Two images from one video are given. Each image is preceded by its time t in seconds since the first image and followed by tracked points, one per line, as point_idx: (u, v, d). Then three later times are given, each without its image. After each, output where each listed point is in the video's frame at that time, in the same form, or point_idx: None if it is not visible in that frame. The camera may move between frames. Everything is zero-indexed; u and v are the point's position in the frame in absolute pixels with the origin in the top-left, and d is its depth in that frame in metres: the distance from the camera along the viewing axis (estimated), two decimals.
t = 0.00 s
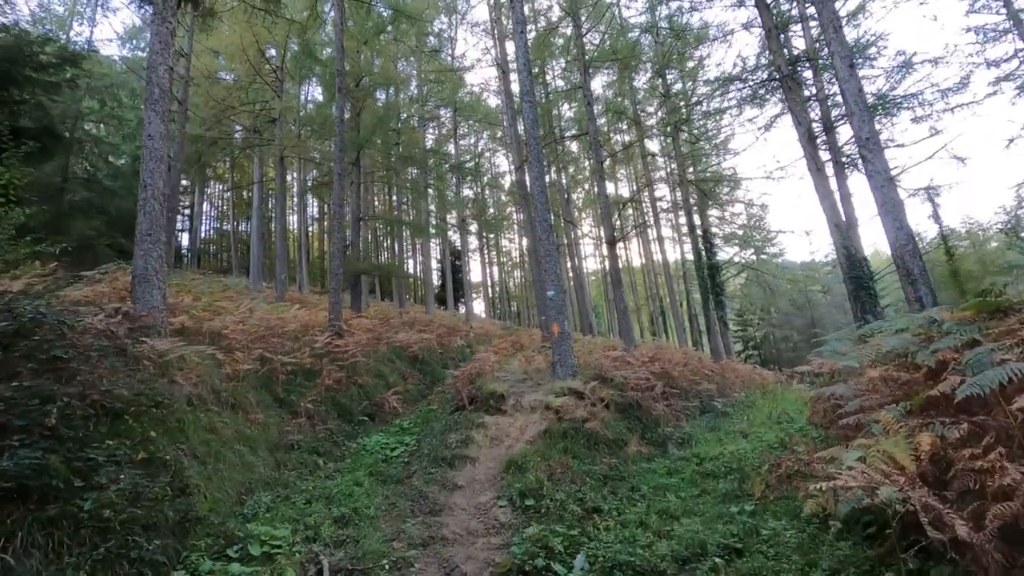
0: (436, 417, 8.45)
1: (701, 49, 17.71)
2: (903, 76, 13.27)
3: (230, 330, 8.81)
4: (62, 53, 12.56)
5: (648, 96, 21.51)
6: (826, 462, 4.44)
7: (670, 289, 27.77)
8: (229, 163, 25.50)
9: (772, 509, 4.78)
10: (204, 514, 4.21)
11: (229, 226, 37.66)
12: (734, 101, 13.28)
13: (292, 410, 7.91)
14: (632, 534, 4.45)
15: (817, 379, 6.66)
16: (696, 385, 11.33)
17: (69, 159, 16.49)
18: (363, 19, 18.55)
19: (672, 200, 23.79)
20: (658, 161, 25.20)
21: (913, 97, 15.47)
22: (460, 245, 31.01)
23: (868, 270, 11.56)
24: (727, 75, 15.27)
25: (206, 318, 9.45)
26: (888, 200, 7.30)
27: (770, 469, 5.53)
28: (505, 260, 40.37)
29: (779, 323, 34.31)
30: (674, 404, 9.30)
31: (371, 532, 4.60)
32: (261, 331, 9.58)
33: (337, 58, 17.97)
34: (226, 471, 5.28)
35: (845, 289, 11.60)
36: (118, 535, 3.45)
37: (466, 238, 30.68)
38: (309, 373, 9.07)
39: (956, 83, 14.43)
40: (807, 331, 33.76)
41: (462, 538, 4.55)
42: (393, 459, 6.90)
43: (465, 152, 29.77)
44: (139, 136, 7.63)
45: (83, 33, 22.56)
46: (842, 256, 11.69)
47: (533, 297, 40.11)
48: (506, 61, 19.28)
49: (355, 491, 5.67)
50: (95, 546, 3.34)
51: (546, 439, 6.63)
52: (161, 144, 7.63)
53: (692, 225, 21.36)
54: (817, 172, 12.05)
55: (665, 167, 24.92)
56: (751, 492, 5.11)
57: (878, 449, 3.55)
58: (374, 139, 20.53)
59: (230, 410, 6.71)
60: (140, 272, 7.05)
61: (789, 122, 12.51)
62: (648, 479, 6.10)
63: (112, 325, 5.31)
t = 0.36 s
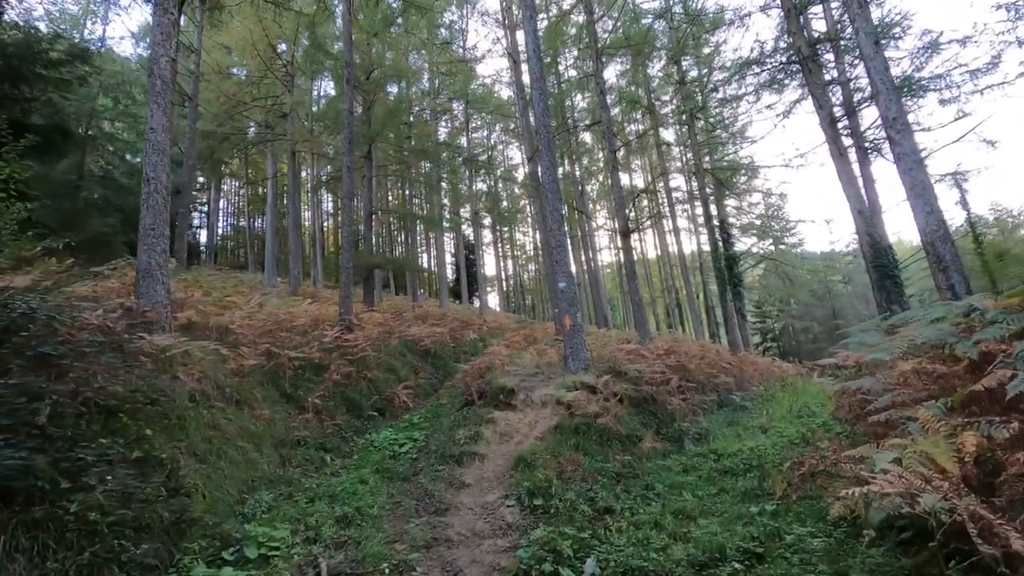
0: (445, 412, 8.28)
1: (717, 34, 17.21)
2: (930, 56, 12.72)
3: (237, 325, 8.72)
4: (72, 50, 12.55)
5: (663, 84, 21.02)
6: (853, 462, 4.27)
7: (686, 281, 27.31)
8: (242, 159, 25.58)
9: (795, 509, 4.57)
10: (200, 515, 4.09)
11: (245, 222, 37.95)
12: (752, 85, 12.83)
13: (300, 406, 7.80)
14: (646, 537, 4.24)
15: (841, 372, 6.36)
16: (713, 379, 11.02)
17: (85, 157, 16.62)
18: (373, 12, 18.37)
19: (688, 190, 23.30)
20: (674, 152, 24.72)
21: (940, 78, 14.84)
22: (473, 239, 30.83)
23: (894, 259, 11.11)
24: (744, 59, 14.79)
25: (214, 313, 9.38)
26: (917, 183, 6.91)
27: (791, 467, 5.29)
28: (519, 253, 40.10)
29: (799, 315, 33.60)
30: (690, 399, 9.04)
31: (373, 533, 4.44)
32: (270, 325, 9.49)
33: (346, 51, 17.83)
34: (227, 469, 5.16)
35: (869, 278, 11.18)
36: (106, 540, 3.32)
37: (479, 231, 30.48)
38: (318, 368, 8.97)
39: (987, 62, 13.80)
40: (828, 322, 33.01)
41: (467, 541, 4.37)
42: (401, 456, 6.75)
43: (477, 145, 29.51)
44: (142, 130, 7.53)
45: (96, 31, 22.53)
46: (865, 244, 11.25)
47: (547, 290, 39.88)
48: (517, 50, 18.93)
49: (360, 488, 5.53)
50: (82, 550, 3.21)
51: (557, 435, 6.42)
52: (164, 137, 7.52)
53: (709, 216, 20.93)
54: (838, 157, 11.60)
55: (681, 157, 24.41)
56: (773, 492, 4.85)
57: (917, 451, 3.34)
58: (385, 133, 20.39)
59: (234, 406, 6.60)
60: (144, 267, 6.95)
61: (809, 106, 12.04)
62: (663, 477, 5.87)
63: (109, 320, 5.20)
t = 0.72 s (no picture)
0: (454, 401, 8.07)
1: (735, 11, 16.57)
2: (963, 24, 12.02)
3: (242, 315, 8.59)
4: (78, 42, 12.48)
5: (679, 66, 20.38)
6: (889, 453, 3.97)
7: (704, 268, 26.77)
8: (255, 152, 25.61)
9: (820, 504, 4.29)
10: (188, 511, 3.93)
11: (260, 215, 38.19)
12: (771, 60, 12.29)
13: (305, 396, 7.65)
14: (658, 533, 4.00)
15: (869, 357, 5.99)
16: (732, 366, 10.66)
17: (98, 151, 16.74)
18: None
19: (705, 175, 22.72)
20: (691, 136, 24.12)
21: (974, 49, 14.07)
22: (487, 229, 30.59)
23: (923, 239, 10.59)
24: (763, 34, 14.19)
25: (221, 303, 9.27)
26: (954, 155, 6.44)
27: (815, 459, 4.98)
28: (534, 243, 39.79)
29: (821, 301, 32.81)
30: (708, 386, 8.73)
31: (370, 527, 4.25)
32: (276, 315, 9.35)
33: (353, 39, 17.56)
34: (223, 461, 5.01)
35: (897, 260, 10.68)
36: (85, 535, 3.17)
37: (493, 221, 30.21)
38: (326, 357, 8.82)
39: None
40: (851, 309, 32.18)
41: (468, 538, 4.17)
42: (407, 447, 6.55)
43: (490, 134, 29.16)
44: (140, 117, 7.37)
45: (108, 26, 22.72)
46: (892, 224, 10.72)
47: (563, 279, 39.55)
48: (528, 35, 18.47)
49: (362, 481, 5.36)
50: (57, 548, 3.05)
51: (567, 425, 6.16)
52: (162, 123, 7.35)
53: (727, 200, 20.39)
54: (863, 134, 11.05)
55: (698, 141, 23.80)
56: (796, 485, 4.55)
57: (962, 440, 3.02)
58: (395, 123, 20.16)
59: (235, 397, 6.46)
60: (144, 256, 6.84)
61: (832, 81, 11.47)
62: (677, 469, 5.60)
63: (99, 309, 5.04)
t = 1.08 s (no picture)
0: (464, 389, 7.86)
1: None
2: None
3: (248, 304, 8.45)
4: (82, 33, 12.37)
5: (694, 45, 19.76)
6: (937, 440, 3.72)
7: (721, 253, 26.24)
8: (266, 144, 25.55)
9: (854, 496, 4.01)
10: (181, 504, 3.77)
11: (274, 208, 38.30)
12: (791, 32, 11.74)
13: (312, 385, 7.49)
14: (678, 526, 3.77)
15: (901, 339, 5.65)
16: (752, 350, 10.31)
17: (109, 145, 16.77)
18: None
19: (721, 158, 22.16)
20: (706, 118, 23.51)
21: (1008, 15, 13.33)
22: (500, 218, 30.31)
23: (954, 214, 10.09)
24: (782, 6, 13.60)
25: (227, 293, 9.14)
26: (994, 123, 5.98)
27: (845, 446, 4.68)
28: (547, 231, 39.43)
29: (843, 286, 32.05)
30: (727, 372, 8.44)
31: (372, 521, 4.06)
32: (283, 304, 9.20)
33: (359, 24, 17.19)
34: (224, 454, 4.85)
35: (926, 239, 10.22)
36: (66, 534, 3.04)
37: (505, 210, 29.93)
38: (334, 346, 8.66)
39: None
40: (874, 293, 31.39)
41: (474, 532, 3.96)
42: (415, 436, 6.36)
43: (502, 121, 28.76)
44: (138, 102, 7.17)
45: (117, 19, 22.68)
46: (921, 202, 10.25)
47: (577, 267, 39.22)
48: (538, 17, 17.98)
49: (368, 472, 5.18)
50: (37, 547, 2.94)
51: (579, 412, 5.91)
52: (160, 109, 7.14)
53: (745, 184, 19.87)
54: (892, 107, 10.43)
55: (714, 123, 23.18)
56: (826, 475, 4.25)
57: None
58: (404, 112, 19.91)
59: (238, 387, 6.31)
60: (144, 245, 6.69)
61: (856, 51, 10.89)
62: (697, 458, 5.33)
63: (93, 297, 4.90)
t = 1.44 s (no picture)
0: (465, 390, 7.55)
1: None
2: None
3: (241, 302, 8.15)
4: (77, 28, 12.15)
5: (701, 42, 19.34)
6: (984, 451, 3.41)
7: (727, 252, 25.86)
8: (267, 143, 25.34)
9: (883, 507, 3.72)
10: (154, 516, 3.48)
11: (276, 207, 38.11)
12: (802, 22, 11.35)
13: (306, 386, 7.21)
14: (693, 542, 3.52)
15: (929, 338, 5.30)
16: (763, 349, 9.98)
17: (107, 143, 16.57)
18: None
19: (728, 156, 21.78)
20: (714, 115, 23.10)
21: None
22: (503, 217, 30.04)
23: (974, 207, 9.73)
24: None
25: (221, 290, 8.86)
26: None
27: (871, 452, 4.38)
28: (551, 231, 39.13)
29: (852, 285, 31.61)
30: (739, 372, 8.12)
31: (363, 534, 3.77)
32: (279, 302, 8.90)
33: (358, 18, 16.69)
34: (208, 460, 4.58)
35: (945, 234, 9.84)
36: (19, 551, 2.72)
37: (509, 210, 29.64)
38: (331, 345, 8.37)
39: None
40: (883, 292, 30.94)
41: (472, 549, 3.67)
42: (413, 440, 6.05)
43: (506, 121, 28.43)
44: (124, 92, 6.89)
45: (117, 17, 22.49)
46: (939, 195, 9.86)
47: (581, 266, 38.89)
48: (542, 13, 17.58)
49: (361, 478, 4.90)
50: None
51: (586, 415, 5.58)
52: (148, 99, 6.86)
53: (753, 182, 19.48)
54: (908, 96, 10.01)
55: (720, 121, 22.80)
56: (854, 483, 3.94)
57: None
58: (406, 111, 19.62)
59: (228, 388, 6.03)
60: (130, 240, 6.41)
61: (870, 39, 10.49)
62: (710, 464, 5.02)
63: (68, 293, 4.62)
